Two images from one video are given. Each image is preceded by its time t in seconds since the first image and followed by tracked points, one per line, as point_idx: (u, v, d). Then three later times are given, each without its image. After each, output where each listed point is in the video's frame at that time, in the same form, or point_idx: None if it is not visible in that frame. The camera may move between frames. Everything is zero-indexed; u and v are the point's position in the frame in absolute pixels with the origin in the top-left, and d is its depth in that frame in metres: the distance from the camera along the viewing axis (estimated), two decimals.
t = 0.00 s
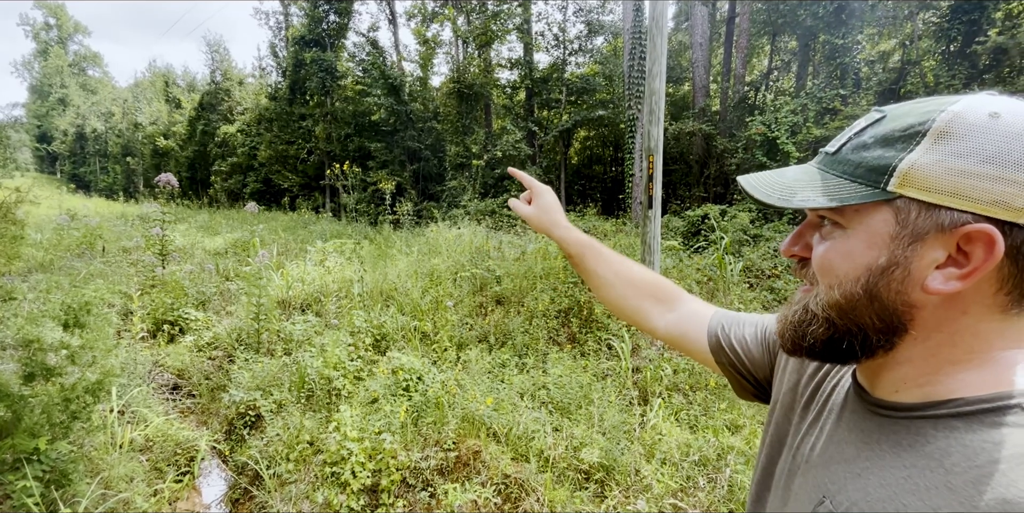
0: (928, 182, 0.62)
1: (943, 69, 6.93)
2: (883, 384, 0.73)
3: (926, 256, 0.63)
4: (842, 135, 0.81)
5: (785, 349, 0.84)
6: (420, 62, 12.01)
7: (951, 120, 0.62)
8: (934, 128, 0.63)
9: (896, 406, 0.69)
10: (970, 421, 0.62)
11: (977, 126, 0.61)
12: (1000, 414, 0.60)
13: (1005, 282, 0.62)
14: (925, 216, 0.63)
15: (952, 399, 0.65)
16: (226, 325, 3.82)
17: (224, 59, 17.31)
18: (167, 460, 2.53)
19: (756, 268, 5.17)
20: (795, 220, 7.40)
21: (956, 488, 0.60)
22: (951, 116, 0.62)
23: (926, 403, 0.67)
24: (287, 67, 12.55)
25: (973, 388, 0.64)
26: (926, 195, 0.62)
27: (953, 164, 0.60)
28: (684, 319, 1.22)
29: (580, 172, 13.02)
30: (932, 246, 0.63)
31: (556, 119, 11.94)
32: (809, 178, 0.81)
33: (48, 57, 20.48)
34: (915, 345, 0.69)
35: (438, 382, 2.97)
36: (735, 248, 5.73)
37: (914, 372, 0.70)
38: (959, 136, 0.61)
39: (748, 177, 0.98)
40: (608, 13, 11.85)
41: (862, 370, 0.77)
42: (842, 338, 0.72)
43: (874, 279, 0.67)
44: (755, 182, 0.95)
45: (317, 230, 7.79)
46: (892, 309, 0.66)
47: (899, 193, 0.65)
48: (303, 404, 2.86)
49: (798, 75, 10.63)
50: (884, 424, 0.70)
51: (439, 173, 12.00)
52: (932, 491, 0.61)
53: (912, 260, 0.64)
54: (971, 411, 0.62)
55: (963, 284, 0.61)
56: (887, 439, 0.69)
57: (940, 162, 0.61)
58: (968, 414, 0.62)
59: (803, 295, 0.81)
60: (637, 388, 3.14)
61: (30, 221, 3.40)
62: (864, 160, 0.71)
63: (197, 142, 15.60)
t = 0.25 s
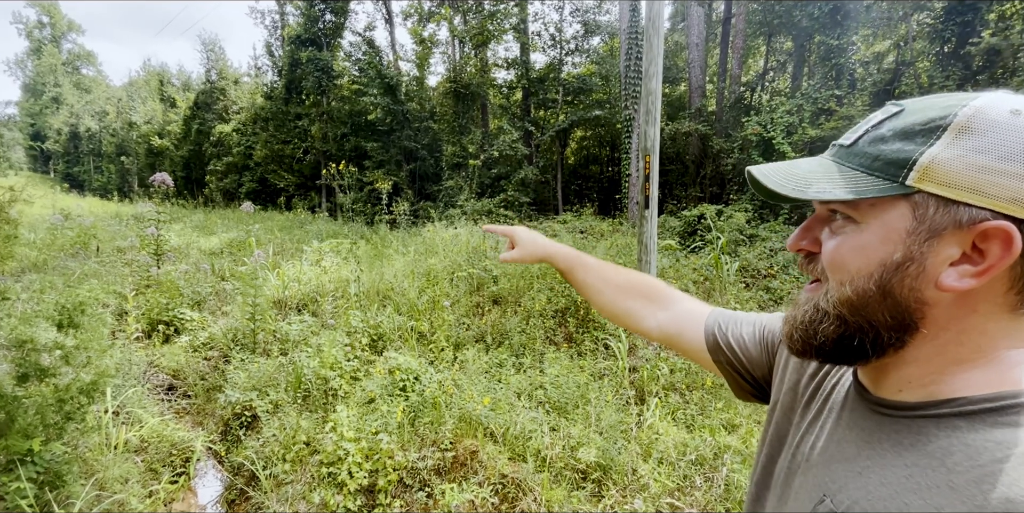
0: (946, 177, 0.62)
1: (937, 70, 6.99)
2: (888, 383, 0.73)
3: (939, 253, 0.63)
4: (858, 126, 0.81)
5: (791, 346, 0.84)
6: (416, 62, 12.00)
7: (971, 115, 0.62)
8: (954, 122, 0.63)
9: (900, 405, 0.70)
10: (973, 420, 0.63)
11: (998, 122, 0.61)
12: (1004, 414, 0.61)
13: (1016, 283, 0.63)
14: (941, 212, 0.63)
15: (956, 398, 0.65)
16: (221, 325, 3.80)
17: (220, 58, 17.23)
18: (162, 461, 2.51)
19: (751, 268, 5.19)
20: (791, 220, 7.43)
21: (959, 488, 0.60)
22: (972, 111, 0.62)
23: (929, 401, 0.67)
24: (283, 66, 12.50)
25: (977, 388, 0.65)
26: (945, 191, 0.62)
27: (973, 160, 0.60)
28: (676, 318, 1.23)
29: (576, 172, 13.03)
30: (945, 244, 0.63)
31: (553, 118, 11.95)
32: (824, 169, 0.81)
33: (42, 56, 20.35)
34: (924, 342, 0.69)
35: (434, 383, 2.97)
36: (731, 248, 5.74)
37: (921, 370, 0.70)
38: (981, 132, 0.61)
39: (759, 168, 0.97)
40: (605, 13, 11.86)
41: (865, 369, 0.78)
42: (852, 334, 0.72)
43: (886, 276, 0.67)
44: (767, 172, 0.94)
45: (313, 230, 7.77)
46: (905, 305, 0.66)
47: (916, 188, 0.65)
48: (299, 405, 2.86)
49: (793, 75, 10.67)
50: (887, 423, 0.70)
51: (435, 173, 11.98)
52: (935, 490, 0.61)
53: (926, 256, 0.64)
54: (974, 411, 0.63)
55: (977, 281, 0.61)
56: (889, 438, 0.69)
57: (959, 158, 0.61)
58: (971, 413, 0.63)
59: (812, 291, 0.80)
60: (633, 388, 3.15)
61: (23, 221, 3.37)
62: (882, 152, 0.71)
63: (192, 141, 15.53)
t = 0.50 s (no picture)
0: (957, 177, 0.62)
1: (928, 71, 7.08)
2: (888, 380, 0.74)
3: (945, 254, 0.63)
4: (867, 124, 0.81)
5: (792, 341, 0.83)
6: (411, 61, 11.99)
7: (984, 117, 0.62)
8: (966, 124, 0.64)
9: (901, 403, 0.70)
10: (973, 417, 0.63)
11: (1008, 124, 0.62)
12: (1004, 411, 0.61)
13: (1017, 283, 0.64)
14: (950, 212, 0.64)
15: (956, 395, 0.66)
16: (215, 325, 3.78)
17: (213, 57, 17.12)
18: (156, 463, 2.50)
19: (746, 268, 5.22)
20: (784, 220, 7.47)
21: (959, 483, 0.60)
22: (984, 113, 0.63)
23: (929, 399, 0.68)
24: (276, 65, 12.43)
25: (976, 385, 0.66)
26: (956, 191, 0.62)
27: (987, 161, 0.61)
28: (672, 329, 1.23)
29: (571, 172, 13.04)
30: (952, 242, 0.63)
31: (548, 118, 11.96)
32: (834, 165, 0.80)
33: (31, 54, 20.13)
34: (927, 340, 0.69)
35: (430, 383, 2.96)
36: (725, 248, 5.76)
37: (923, 367, 0.70)
38: (995, 134, 0.61)
39: (764, 164, 0.97)
40: (600, 13, 11.87)
41: (866, 367, 0.78)
42: (855, 330, 0.72)
43: (893, 274, 0.67)
44: (773, 166, 0.93)
45: (307, 230, 7.74)
46: (910, 303, 0.66)
47: (929, 187, 0.65)
48: (294, 405, 2.84)
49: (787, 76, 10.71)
50: (887, 423, 0.71)
51: (430, 173, 11.95)
52: (933, 486, 0.62)
53: (934, 255, 0.64)
54: (974, 408, 0.64)
55: (982, 281, 0.62)
56: (890, 435, 0.69)
57: (973, 158, 0.61)
58: (971, 410, 0.64)
59: (813, 286, 0.80)
60: (629, 387, 3.15)
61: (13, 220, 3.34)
62: (893, 150, 0.71)
63: (185, 140, 15.41)
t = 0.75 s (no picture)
0: (957, 175, 0.63)
1: (919, 72, 7.19)
2: (891, 374, 0.75)
3: (950, 249, 0.64)
4: (867, 127, 0.81)
5: (799, 338, 0.84)
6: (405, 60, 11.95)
7: (982, 115, 0.63)
8: (966, 123, 0.65)
9: (903, 395, 0.71)
10: (973, 408, 0.64)
11: (1006, 123, 0.62)
12: (1004, 402, 0.62)
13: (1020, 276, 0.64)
14: (953, 208, 0.64)
15: (957, 388, 0.67)
16: (208, 325, 3.75)
17: (204, 55, 16.98)
18: (148, 464, 2.48)
19: (739, 267, 5.25)
20: (777, 219, 7.52)
21: (959, 471, 0.61)
22: (983, 111, 0.64)
23: (933, 391, 0.69)
24: (269, 64, 12.34)
25: (977, 378, 0.66)
26: (957, 188, 0.63)
27: (986, 159, 0.61)
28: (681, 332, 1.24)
29: (566, 171, 13.05)
30: (958, 238, 0.64)
31: (542, 118, 11.97)
32: (837, 167, 0.80)
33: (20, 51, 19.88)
34: (931, 335, 0.70)
35: (425, 382, 2.96)
36: (719, 247, 5.79)
37: (927, 361, 0.71)
38: (993, 130, 0.62)
39: (768, 166, 0.97)
40: (594, 13, 11.88)
41: (871, 363, 0.79)
42: (862, 328, 0.73)
43: (899, 270, 0.68)
44: (777, 169, 0.94)
45: (301, 229, 7.69)
46: (916, 298, 0.67)
47: (930, 185, 0.66)
48: (288, 405, 2.83)
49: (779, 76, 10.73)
50: (890, 414, 0.72)
51: (425, 172, 11.92)
52: (935, 474, 0.63)
53: (938, 252, 0.65)
54: (975, 399, 0.64)
55: (987, 275, 0.63)
56: (893, 426, 0.70)
57: (973, 155, 0.62)
58: (973, 401, 0.64)
59: (817, 285, 0.81)
60: (624, 386, 3.17)
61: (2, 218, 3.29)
62: (894, 151, 0.72)
63: (177, 139, 15.28)
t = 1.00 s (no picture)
0: (986, 178, 0.62)
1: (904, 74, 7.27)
2: (916, 369, 0.74)
3: (977, 249, 0.64)
4: (895, 127, 0.80)
5: (824, 337, 0.85)
6: (395, 59, 11.91)
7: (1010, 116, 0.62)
8: (993, 124, 0.63)
9: (925, 389, 0.71)
10: (997, 402, 0.63)
11: None
12: None
13: None
14: (980, 206, 0.64)
15: (981, 383, 0.67)
16: (197, 325, 3.70)
17: (191, 52, 16.78)
18: (137, 466, 2.45)
19: (730, 266, 5.29)
20: (766, 219, 7.60)
21: (983, 461, 0.62)
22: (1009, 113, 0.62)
23: (955, 386, 0.69)
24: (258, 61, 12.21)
25: (1001, 374, 0.66)
26: (985, 188, 0.62)
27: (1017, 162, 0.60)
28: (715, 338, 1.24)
29: (557, 171, 13.07)
30: (983, 236, 0.63)
31: (534, 117, 11.99)
32: (865, 167, 0.80)
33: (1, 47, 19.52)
34: (958, 333, 0.70)
35: (418, 382, 2.95)
36: (709, 247, 5.83)
37: (953, 358, 0.71)
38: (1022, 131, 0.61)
39: (795, 164, 0.97)
40: (585, 12, 11.90)
41: (894, 359, 0.79)
42: (889, 326, 0.73)
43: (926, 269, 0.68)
44: (806, 168, 0.93)
45: (290, 228, 7.63)
46: (942, 296, 0.66)
47: (959, 185, 0.65)
48: (280, 406, 2.81)
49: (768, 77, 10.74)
50: (912, 406, 0.72)
51: (415, 171, 11.87)
52: (957, 463, 0.63)
53: (965, 251, 0.64)
54: (998, 395, 0.64)
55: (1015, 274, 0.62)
56: (914, 417, 0.71)
57: (1000, 159, 0.61)
58: (997, 395, 0.64)
59: (845, 285, 0.81)
60: (617, 385, 3.18)
61: None
62: (919, 153, 0.71)
63: (163, 137, 15.09)
